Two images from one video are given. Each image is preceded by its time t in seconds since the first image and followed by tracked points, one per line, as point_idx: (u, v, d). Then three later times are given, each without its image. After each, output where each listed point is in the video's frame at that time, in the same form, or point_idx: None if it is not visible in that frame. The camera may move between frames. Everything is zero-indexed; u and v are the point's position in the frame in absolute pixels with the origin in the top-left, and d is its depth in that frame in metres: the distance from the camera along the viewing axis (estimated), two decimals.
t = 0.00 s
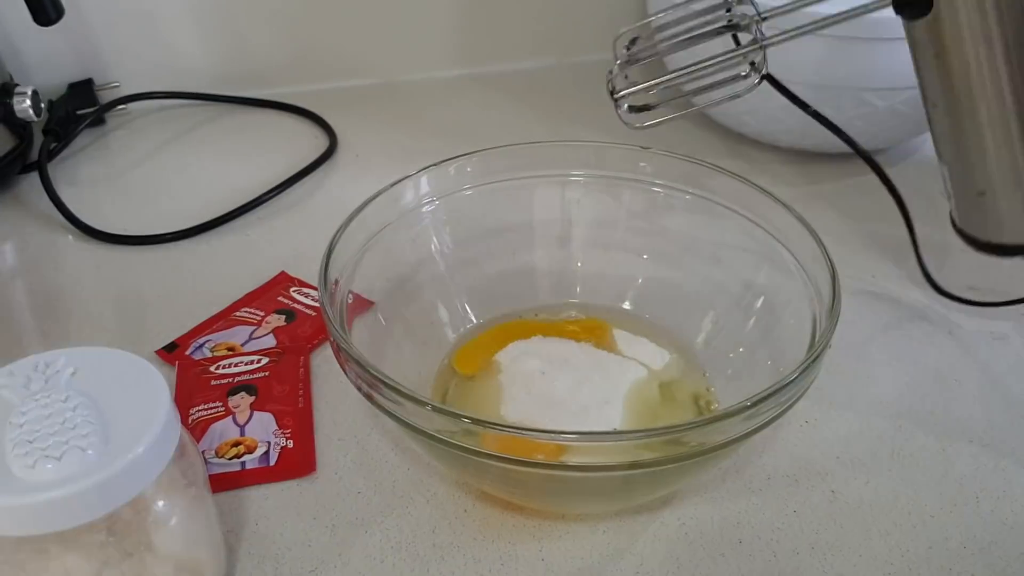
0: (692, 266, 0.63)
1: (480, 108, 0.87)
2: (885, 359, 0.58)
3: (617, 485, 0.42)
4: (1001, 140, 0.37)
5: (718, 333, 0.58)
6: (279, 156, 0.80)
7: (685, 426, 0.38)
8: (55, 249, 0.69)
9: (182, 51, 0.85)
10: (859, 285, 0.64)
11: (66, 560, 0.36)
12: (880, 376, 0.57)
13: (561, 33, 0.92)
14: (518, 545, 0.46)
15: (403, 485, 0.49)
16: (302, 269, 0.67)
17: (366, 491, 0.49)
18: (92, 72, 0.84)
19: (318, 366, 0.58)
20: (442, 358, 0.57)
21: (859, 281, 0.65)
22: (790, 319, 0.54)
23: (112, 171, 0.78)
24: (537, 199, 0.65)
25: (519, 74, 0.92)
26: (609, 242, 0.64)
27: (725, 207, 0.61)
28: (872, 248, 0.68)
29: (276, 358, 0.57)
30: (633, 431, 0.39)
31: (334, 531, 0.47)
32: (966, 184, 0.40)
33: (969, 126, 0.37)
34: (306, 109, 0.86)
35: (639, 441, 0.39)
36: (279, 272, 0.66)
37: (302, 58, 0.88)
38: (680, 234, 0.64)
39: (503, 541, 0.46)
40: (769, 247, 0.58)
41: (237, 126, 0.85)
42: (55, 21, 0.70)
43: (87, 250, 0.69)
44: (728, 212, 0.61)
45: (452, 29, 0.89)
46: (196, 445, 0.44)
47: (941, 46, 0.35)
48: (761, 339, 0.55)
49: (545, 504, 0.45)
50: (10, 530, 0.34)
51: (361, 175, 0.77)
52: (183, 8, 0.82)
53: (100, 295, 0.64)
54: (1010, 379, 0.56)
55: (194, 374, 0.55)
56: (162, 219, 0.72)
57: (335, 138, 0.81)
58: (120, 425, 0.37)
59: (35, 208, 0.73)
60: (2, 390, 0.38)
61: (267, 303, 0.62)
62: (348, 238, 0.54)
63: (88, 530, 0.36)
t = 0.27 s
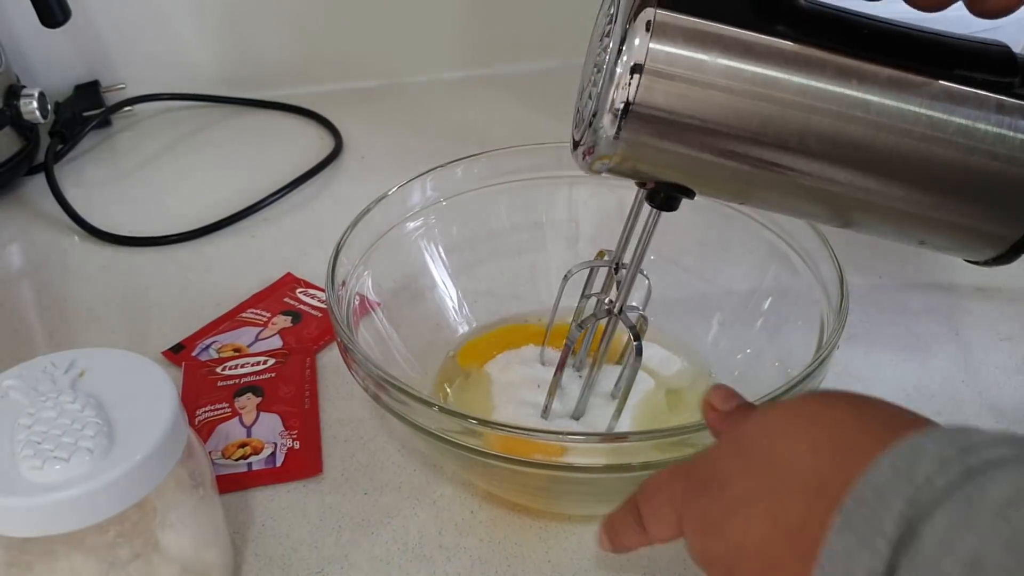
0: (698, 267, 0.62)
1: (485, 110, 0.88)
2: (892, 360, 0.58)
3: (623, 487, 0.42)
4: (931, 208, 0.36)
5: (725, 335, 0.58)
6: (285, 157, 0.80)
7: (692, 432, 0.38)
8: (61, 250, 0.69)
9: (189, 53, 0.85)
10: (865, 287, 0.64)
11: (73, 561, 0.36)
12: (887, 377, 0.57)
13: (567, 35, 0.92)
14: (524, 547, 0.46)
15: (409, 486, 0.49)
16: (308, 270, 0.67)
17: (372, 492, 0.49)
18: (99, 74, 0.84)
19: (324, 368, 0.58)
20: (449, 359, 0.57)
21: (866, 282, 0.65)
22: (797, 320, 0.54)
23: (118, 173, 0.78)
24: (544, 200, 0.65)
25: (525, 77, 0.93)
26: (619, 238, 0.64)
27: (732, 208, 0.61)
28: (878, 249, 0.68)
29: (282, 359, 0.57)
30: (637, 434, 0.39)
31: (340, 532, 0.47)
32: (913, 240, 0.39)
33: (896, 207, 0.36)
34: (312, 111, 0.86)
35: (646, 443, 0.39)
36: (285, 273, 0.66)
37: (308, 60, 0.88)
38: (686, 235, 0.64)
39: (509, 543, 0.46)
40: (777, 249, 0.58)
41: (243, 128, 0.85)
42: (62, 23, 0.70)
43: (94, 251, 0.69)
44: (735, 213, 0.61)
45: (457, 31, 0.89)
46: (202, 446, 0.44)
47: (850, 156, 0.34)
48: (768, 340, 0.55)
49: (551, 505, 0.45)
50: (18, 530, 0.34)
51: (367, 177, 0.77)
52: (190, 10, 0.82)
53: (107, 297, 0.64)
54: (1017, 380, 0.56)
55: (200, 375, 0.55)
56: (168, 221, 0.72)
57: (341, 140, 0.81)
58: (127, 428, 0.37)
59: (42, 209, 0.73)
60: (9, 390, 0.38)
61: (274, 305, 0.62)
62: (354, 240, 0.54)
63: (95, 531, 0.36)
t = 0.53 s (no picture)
0: (699, 267, 0.62)
1: (487, 110, 0.88)
2: (895, 360, 0.58)
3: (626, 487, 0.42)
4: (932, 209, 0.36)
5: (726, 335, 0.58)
6: (287, 157, 0.80)
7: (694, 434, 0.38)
8: (64, 251, 0.69)
9: (191, 53, 0.85)
10: (867, 287, 0.64)
11: (75, 562, 0.36)
12: (889, 377, 0.56)
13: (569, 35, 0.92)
14: (526, 547, 0.46)
15: (411, 487, 0.49)
16: (311, 271, 0.67)
17: (374, 492, 0.49)
18: (101, 74, 0.84)
19: (326, 368, 0.58)
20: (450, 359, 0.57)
21: (868, 282, 0.65)
22: (800, 321, 0.54)
23: (121, 173, 0.78)
24: (545, 201, 0.65)
25: (527, 77, 0.93)
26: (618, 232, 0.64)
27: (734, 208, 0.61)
28: (880, 249, 0.68)
29: (284, 360, 0.57)
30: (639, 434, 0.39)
31: (342, 532, 0.47)
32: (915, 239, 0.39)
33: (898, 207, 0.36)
34: (314, 111, 0.86)
35: (647, 443, 0.39)
36: (287, 273, 0.66)
37: (310, 60, 0.88)
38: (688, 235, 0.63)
39: (511, 543, 0.46)
40: (779, 249, 0.58)
41: (246, 128, 0.85)
42: (64, 23, 0.70)
43: (96, 252, 0.69)
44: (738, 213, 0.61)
45: (460, 31, 0.89)
46: (205, 446, 0.44)
47: (847, 155, 0.34)
48: (770, 341, 0.55)
49: (553, 506, 0.45)
50: (20, 530, 0.34)
51: (369, 177, 0.78)
52: (192, 10, 0.83)
53: (109, 297, 0.64)
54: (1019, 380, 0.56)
55: (202, 375, 0.55)
56: (171, 221, 0.72)
57: (343, 140, 0.81)
58: (128, 427, 0.37)
59: (44, 209, 0.73)
60: (13, 390, 0.38)
61: (276, 305, 0.63)
62: (356, 240, 0.54)
63: (97, 532, 0.36)
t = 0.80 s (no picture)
0: (702, 267, 0.62)
1: (489, 110, 0.88)
2: (897, 361, 0.58)
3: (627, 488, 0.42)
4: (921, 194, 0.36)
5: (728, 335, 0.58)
6: (289, 158, 0.80)
7: (695, 435, 0.38)
8: (66, 251, 0.69)
9: (194, 53, 0.85)
10: (870, 287, 0.64)
11: (77, 561, 0.36)
12: (891, 378, 0.56)
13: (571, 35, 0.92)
14: (528, 547, 0.46)
15: (413, 487, 0.49)
16: (313, 271, 0.67)
17: (376, 493, 0.49)
18: (104, 75, 0.84)
19: (328, 368, 0.58)
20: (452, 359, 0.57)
21: (870, 283, 0.65)
22: (802, 321, 0.54)
23: (123, 174, 0.78)
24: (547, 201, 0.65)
25: (529, 77, 0.93)
26: (617, 226, 0.65)
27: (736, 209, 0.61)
28: (883, 249, 0.68)
29: (286, 360, 0.57)
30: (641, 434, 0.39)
31: (344, 533, 0.46)
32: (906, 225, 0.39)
33: (887, 195, 0.36)
34: (317, 111, 0.86)
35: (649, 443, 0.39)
36: (289, 274, 0.66)
37: (313, 60, 0.88)
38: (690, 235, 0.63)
39: (513, 543, 0.46)
40: (781, 248, 0.58)
41: (248, 129, 0.85)
42: (67, 23, 0.70)
43: (99, 252, 0.69)
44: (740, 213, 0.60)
45: (462, 31, 0.89)
46: (207, 447, 0.44)
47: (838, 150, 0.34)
48: (773, 341, 0.55)
49: (556, 506, 0.45)
50: (24, 530, 0.34)
51: (371, 177, 0.78)
52: (195, 10, 0.83)
53: (112, 297, 0.64)
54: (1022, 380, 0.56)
55: (205, 375, 0.55)
56: (173, 221, 0.72)
57: (345, 141, 0.81)
58: (131, 427, 0.37)
59: (47, 209, 0.74)
60: (15, 390, 0.38)
61: (278, 305, 0.63)
62: (358, 240, 0.54)
63: (99, 532, 0.36)
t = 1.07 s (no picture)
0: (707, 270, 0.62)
1: (493, 114, 0.88)
2: (903, 365, 0.58)
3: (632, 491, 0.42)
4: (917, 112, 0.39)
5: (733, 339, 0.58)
6: (294, 161, 0.80)
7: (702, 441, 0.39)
8: (72, 254, 0.69)
9: (198, 58, 0.85)
10: (874, 291, 0.64)
11: (82, 564, 0.36)
12: (896, 382, 0.56)
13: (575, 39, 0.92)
14: (533, 550, 0.46)
15: (418, 490, 0.49)
16: (318, 274, 0.67)
17: (381, 496, 0.49)
18: (110, 79, 0.84)
19: (333, 371, 0.58)
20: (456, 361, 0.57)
21: (875, 286, 0.64)
22: (808, 324, 0.54)
23: (129, 177, 0.78)
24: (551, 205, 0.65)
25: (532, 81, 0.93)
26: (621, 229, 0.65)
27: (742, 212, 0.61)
28: (888, 252, 0.68)
29: (291, 363, 0.57)
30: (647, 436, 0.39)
31: (349, 536, 0.46)
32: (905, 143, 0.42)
33: (879, 128, 0.39)
34: (321, 115, 0.86)
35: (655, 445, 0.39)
36: (293, 277, 0.66)
37: (317, 64, 0.89)
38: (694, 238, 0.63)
39: (518, 547, 0.46)
40: (786, 251, 0.58)
41: (253, 132, 0.85)
42: (73, 27, 0.70)
43: (105, 255, 0.69)
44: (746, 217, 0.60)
45: (467, 35, 0.89)
46: (212, 450, 0.44)
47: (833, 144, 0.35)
48: (778, 344, 0.55)
49: (559, 509, 0.45)
50: (29, 533, 0.34)
51: (376, 181, 0.78)
52: (201, 14, 0.83)
53: (117, 300, 0.64)
54: None
55: (209, 379, 0.56)
56: (178, 224, 0.73)
57: (349, 144, 0.82)
58: (135, 432, 0.37)
59: (53, 213, 0.74)
60: (21, 393, 0.38)
61: (283, 308, 0.63)
62: (362, 242, 0.54)
63: (104, 534, 0.36)
